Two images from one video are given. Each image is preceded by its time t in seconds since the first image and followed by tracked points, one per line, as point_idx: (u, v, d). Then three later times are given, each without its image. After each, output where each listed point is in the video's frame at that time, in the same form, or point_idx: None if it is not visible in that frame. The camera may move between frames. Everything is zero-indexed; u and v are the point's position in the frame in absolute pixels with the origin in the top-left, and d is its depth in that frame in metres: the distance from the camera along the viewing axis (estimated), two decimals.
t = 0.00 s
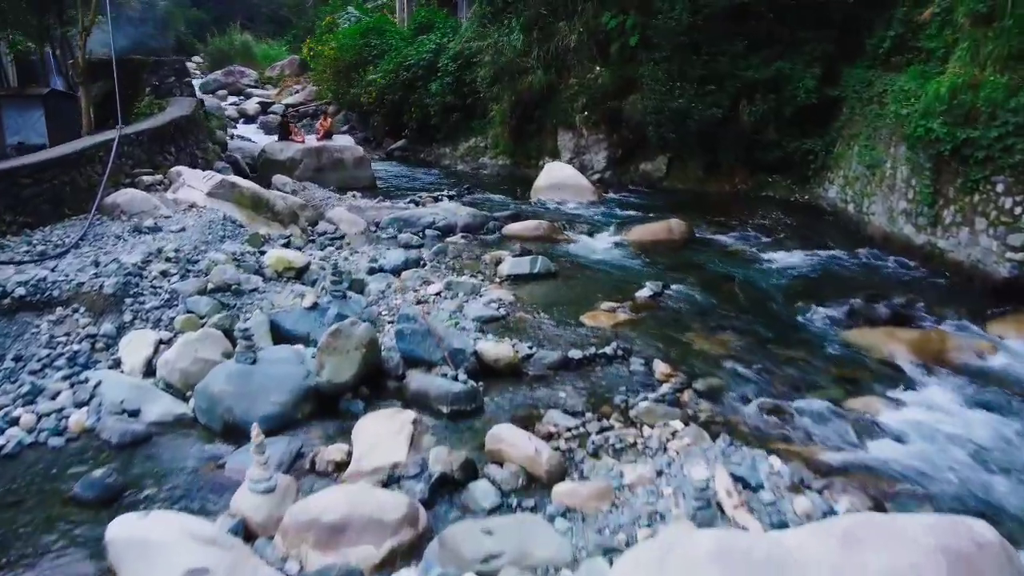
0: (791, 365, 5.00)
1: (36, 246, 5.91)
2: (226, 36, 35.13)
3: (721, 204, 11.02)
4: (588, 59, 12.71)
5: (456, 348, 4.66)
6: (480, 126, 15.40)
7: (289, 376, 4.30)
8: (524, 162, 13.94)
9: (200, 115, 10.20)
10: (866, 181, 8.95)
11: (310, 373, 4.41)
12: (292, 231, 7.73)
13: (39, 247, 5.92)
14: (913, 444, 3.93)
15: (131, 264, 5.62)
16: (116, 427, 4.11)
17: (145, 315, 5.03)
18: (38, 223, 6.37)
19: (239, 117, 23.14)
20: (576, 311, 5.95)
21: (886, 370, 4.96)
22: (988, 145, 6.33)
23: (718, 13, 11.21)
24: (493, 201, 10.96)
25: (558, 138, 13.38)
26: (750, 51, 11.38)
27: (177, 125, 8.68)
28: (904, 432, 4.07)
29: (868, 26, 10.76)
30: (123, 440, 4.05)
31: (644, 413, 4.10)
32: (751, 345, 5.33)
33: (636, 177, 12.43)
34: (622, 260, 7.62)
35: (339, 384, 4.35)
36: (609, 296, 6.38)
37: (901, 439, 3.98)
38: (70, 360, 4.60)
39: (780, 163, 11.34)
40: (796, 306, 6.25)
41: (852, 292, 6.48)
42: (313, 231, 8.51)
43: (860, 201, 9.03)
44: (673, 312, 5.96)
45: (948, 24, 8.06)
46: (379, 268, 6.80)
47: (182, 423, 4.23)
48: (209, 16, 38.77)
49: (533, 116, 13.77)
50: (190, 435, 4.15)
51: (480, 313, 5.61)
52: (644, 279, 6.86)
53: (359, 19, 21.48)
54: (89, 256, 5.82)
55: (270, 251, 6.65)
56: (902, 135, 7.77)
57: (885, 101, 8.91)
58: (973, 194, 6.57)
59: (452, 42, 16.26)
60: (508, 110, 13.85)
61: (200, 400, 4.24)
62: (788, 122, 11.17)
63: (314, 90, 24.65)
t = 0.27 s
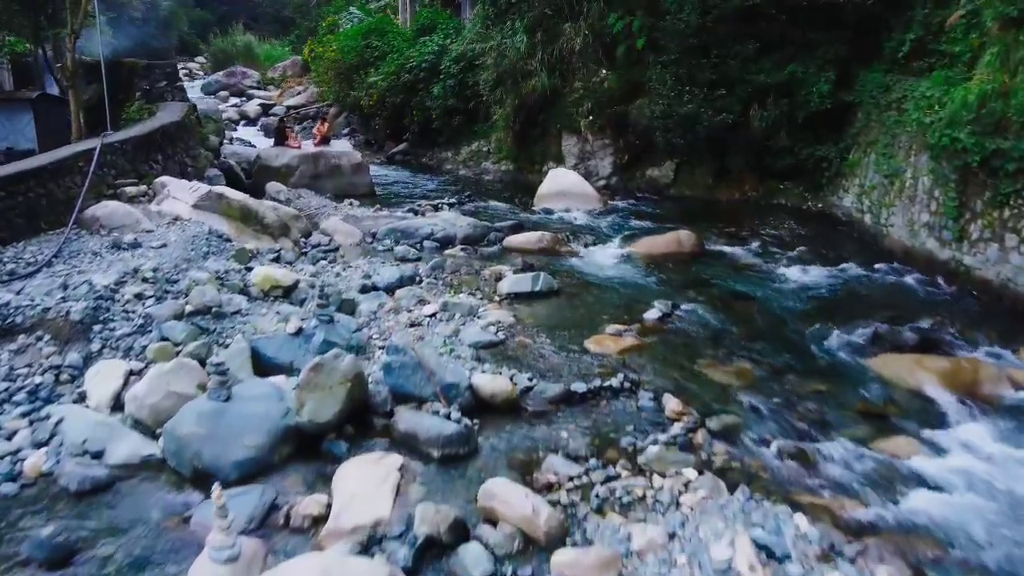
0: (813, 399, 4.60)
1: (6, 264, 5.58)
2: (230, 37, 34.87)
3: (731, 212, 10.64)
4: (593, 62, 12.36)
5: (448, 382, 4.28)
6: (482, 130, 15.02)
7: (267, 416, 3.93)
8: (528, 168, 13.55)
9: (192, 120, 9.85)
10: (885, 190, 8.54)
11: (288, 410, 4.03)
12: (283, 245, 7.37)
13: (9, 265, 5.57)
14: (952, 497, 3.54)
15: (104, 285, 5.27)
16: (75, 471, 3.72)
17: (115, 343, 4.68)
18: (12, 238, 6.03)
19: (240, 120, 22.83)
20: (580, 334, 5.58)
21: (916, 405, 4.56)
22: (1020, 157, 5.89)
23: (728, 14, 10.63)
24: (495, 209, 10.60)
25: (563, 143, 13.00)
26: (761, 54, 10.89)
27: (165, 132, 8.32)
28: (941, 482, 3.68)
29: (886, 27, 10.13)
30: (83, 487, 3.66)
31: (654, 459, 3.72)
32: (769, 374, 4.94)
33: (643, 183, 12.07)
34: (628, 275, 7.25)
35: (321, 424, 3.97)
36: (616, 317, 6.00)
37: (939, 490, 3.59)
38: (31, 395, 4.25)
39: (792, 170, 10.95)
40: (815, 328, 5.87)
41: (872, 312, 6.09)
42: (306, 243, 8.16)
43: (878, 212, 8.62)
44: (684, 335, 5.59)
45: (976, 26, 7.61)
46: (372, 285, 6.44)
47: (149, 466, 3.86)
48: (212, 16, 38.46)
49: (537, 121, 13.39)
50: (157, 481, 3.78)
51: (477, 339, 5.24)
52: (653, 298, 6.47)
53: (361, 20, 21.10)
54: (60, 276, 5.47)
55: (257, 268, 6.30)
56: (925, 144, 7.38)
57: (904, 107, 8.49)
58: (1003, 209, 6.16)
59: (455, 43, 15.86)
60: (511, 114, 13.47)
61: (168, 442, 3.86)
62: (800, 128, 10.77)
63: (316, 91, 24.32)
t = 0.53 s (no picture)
0: (833, 436, 4.22)
1: None
2: (228, 38, 34.53)
3: (737, 221, 10.27)
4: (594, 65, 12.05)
5: (434, 424, 3.93)
6: (480, 134, 14.64)
7: (234, 464, 3.55)
8: (527, 174, 13.17)
9: (178, 126, 9.50)
10: (898, 201, 8.17)
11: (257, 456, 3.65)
12: (267, 260, 7.01)
13: None
14: (995, 559, 3.17)
15: (68, 311, 4.91)
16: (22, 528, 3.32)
17: (74, 376, 4.31)
18: None
19: (236, 122, 22.47)
20: (580, 361, 5.22)
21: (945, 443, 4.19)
22: None
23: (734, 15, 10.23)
24: (493, 218, 10.24)
25: (563, 148, 12.64)
26: (768, 58, 10.50)
27: (146, 141, 7.95)
28: (981, 541, 3.31)
29: (897, 31, 9.68)
30: (28, 544, 3.27)
31: (661, 513, 3.35)
32: (783, 407, 4.58)
33: (645, 190, 11.71)
34: (631, 293, 6.88)
35: (296, 472, 3.60)
36: (618, 340, 5.64)
37: (979, 552, 3.22)
38: None
39: (799, 177, 10.58)
40: (830, 354, 5.50)
41: (891, 335, 5.73)
42: (294, 257, 7.80)
43: (891, 223, 8.26)
44: (690, 362, 5.23)
45: (996, 30, 7.32)
46: (359, 305, 6.08)
47: (105, 517, 3.49)
48: (210, 16, 38.06)
49: (536, 125, 13.04)
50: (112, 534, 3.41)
51: (469, 367, 4.88)
52: (657, 319, 6.11)
53: (359, 21, 20.74)
54: (23, 301, 5.11)
55: (237, 287, 5.94)
56: (944, 153, 7.01)
57: (920, 114, 8.12)
58: None
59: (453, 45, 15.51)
60: (510, 119, 13.10)
61: (127, 494, 3.46)
62: (808, 135, 10.42)
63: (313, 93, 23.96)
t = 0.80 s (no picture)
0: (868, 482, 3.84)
1: None
2: (233, 39, 34.31)
3: (752, 231, 9.86)
4: (603, 69, 11.72)
5: (427, 471, 3.59)
6: (486, 138, 14.24)
7: (205, 516, 3.13)
8: (534, 180, 12.80)
9: (171, 132, 9.18)
10: (923, 212, 7.78)
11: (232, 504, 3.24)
12: (261, 276, 6.67)
13: None
14: None
15: (36, 339, 4.56)
16: None
17: (39, 414, 3.96)
18: None
19: (240, 124, 22.18)
20: (588, 391, 4.85)
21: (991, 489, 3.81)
22: None
23: (750, 18, 10.03)
24: (497, 228, 9.89)
25: (571, 154, 12.27)
26: (785, 61, 10.19)
27: (136, 149, 7.64)
28: None
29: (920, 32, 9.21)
30: None
31: None
32: (810, 446, 4.20)
33: (656, 198, 11.33)
34: (642, 312, 6.51)
35: (274, 528, 3.21)
36: (630, 367, 5.27)
37: None
38: None
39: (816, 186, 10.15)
40: (857, 384, 5.10)
41: (921, 363, 5.35)
42: (289, 271, 7.47)
43: (915, 236, 7.86)
44: (707, 392, 4.86)
45: None
46: (354, 326, 5.73)
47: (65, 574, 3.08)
48: (217, 18, 37.89)
49: (543, 130, 12.68)
50: None
51: (468, 400, 4.53)
52: (671, 343, 5.73)
53: (363, 23, 20.44)
54: None
55: (224, 308, 5.61)
56: (974, 164, 6.66)
57: (947, 121, 7.72)
58: None
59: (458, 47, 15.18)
60: (516, 123, 12.74)
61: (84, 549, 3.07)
62: (826, 141, 9.99)
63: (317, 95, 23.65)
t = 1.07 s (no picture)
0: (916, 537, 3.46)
1: None
2: (251, 40, 34.23)
3: (776, 241, 9.45)
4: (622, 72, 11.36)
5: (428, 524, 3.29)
6: (501, 141, 13.88)
7: None
8: (550, 185, 12.45)
9: (176, 138, 8.92)
10: (961, 225, 7.34)
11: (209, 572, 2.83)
12: (262, 291, 6.38)
13: None
14: None
15: (12, 366, 4.27)
16: None
17: (9, 452, 3.66)
18: None
19: (255, 125, 21.99)
20: (604, 424, 4.50)
21: None
22: None
23: (776, 19, 9.60)
24: (511, 237, 9.55)
25: (588, 159, 11.90)
26: (813, 64, 9.72)
27: (136, 156, 7.38)
28: None
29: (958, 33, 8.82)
30: None
31: None
32: (849, 492, 3.83)
33: (676, 205, 10.94)
34: (662, 332, 6.14)
35: None
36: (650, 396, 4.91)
37: None
38: None
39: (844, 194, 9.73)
40: (898, 417, 4.71)
41: (965, 394, 4.95)
42: (293, 284, 7.17)
43: (952, 251, 7.43)
44: (733, 426, 4.50)
45: None
46: (356, 347, 5.42)
47: None
48: (235, 18, 37.81)
49: (560, 134, 12.32)
50: None
51: (474, 435, 4.20)
52: (694, 368, 5.37)
53: (379, 24, 20.17)
54: None
55: (219, 327, 5.30)
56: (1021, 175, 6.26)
57: (988, 129, 7.31)
58: None
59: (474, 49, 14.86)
60: (532, 128, 12.40)
61: None
62: (856, 148, 9.57)
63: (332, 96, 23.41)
